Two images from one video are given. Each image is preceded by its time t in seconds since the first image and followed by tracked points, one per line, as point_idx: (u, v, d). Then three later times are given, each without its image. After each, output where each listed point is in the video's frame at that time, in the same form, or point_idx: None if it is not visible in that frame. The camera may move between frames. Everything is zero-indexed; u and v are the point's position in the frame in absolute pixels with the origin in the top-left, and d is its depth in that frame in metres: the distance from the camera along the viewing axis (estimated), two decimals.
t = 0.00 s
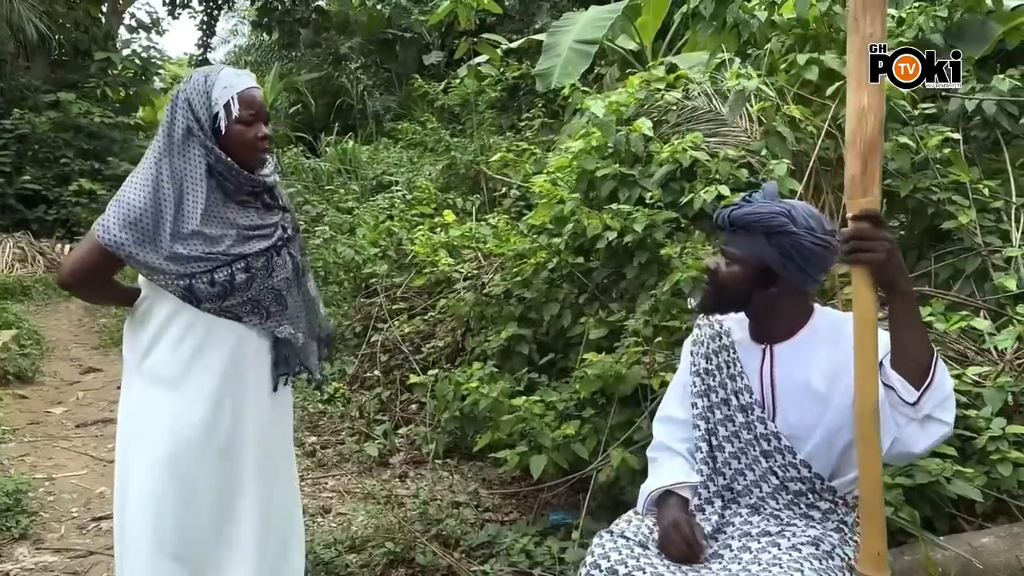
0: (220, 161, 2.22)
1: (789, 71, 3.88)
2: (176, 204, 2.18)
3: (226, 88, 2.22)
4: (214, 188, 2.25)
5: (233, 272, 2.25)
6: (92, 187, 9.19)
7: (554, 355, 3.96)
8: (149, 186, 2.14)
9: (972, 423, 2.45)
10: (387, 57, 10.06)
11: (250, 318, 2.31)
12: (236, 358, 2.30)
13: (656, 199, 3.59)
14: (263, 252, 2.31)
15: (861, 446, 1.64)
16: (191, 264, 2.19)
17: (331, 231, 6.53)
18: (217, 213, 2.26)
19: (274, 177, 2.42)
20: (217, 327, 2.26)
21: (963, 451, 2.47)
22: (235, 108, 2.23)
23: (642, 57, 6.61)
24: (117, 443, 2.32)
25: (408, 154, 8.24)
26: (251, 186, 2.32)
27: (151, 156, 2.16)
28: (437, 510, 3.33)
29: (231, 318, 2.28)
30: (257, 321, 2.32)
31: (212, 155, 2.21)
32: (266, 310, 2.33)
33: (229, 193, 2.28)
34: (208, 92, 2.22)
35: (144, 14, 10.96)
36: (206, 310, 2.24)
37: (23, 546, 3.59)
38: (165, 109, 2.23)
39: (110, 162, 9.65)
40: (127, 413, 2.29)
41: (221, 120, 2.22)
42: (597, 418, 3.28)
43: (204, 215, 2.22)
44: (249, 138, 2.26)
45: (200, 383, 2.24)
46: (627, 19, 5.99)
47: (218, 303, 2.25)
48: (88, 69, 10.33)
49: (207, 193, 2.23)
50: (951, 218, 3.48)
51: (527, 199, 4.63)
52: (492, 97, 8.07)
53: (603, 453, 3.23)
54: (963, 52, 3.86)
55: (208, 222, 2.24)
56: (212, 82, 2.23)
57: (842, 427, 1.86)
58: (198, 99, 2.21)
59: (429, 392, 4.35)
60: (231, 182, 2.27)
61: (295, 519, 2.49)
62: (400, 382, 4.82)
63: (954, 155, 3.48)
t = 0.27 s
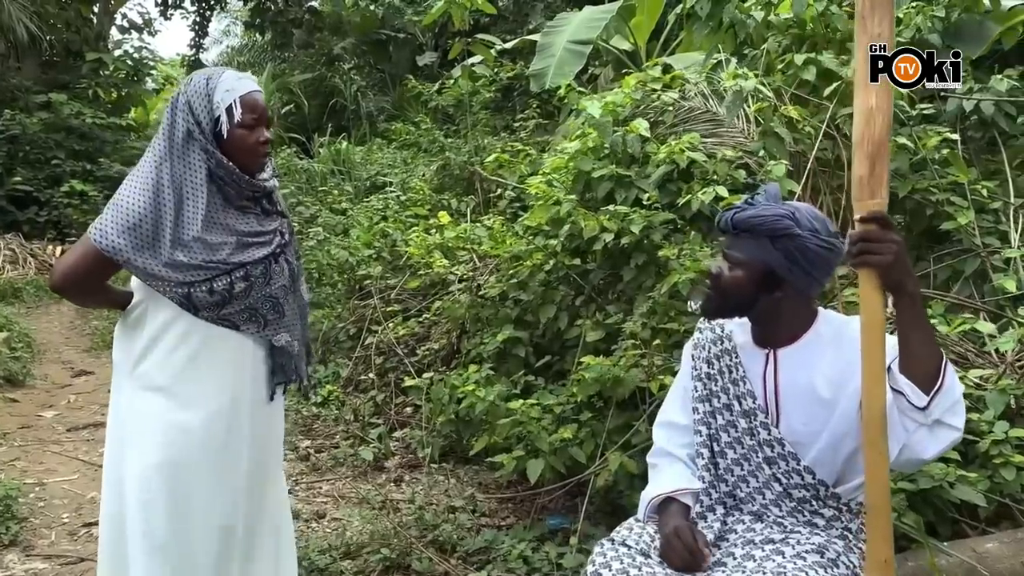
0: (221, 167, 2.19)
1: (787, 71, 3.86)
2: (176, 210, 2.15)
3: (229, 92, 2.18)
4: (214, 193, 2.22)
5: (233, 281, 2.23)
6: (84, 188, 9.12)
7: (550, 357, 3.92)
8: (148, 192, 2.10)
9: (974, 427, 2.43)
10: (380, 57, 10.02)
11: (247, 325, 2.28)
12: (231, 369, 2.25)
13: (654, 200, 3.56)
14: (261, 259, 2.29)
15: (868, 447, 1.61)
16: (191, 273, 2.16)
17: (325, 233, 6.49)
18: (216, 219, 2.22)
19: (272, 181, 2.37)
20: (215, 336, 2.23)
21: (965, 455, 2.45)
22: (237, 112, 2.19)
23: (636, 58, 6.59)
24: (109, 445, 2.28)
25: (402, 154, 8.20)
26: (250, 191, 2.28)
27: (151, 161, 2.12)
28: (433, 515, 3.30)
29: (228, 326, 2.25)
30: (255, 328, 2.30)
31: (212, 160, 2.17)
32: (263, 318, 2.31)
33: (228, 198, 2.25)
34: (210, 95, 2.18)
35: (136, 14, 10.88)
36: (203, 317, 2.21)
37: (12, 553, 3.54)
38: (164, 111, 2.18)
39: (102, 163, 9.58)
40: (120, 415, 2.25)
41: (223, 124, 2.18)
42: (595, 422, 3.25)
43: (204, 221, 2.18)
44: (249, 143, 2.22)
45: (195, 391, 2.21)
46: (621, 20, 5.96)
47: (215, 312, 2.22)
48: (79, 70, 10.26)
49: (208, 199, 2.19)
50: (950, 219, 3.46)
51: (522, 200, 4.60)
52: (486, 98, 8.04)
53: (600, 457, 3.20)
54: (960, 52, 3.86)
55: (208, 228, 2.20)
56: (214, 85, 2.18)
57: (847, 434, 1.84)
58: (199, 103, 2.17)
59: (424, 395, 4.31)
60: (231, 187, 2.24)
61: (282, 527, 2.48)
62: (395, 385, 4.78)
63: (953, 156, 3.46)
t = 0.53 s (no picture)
0: (220, 170, 2.16)
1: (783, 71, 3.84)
2: (173, 213, 2.11)
3: (229, 94, 2.15)
4: (212, 196, 2.19)
5: (230, 286, 2.20)
6: (75, 189, 9.05)
7: (546, 360, 3.89)
8: (145, 194, 2.07)
9: (975, 430, 2.41)
10: (374, 57, 9.98)
11: (243, 331, 2.26)
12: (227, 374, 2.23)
13: (651, 201, 3.54)
14: (258, 264, 2.27)
15: (874, 451, 1.60)
16: (189, 277, 2.13)
17: (318, 234, 6.44)
18: (213, 223, 2.19)
19: (270, 183, 2.35)
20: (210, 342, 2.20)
21: (966, 459, 2.43)
22: (238, 114, 2.16)
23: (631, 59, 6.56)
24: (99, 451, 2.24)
25: (396, 155, 8.16)
26: (248, 194, 2.25)
27: (149, 162, 2.08)
28: (428, 519, 3.27)
29: (225, 331, 2.23)
30: (251, 333, 2.28)
31: (211, 162, 2.14)
32: (260, 323, 2.29)
33: (226, 201, 2.22)
34: (210, 96, 2.15)
35: (128, 13, 10.80)
36: (199, 322, 2.18)
37: (2, 559, 3.49)
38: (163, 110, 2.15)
39: (94, 164, 9.51)
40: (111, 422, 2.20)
41: (223, 126, 2.15)
42: (592, 425, 3.23)
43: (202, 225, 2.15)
44: (249, 146, 2.20)
45: (191, 396, 2.18)
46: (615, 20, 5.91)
47: (212, 316, 2.19)
48: (71, 70, 10.19)
49: (206, 202, 2.16)
50: (948, 221, 3.45)
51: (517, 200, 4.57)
52: (481, 99, 8.01)
53: (597, 461, 3.17)
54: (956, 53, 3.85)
55: (206, 232, 2.18)
56: (214, 86, 2.15)
57: (849, 439, 1.83)
58: (198, 104, 2.13)
59: (419, 397, 4.28)
60: (229, 189, 2.21)
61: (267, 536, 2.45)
62: (389, 387, 4.75)
63: (950, 157, 3.44)
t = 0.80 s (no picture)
0: (214, 170, 2.12)
1: (778, 71, 3.83)
2: (167, 214, 2.08)
3: (225, 94, 2.12)
4: (207, 196, 2.16)
5: (224, 288, 2.17)
6: (67, 189, 8.99)
7: (541, 361, 3.87)
8: (138, 194, 2.04)
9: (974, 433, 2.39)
10: (367, 57, 9.95)
11: (237, 334, 2.22)
12: (220, 378, 2.19)
13: (647, 202, 3.52)
14: (253, 266, 2.24)
15: (876, 457, 1.59)
16: (181, 279, 2.10)
17: (312, 234, 6.41)
18: (207, 224, 2.16)
19: (265, 184, 2.31)
20: (205, 345, 2.16)
21: (965, 462, 2.42)
22: (234, 115, 2.13)
23: (626, 59, 6.55)
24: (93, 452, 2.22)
25: (390, 155, 8.12)
26: (243, 195, 2.22)
27: (142, 162, 2.05)
28: (422, 523, 3.25)
29: (219, 334, 2.19)
30: (246, 336, 2.24)
31: (206, 163, 2.11)
32: (255, 325, 2.25)
33: (220, 202, 2.19)
34: (206, 96, 2.11)
35: (121, 13, 10.74)
36: (193, 325, 2.14)
37: None
38: (157, 109, 2.11)
39: (86, 164, 9.45)
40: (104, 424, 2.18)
41: (219, 126, 2.12)
42: (588, 428, 3.21)
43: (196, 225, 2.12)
44: (246, 146, 2.16)
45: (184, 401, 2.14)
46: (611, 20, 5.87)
47: (206, 319, 2.16)
48: (63, 69, 10.12)
49: (200, 203, 2.13)
50: (945, 222, 3.44)
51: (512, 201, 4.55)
52: (475, 99, 7.99)
53: (594, 464, 3.15)
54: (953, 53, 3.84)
55: (200, 233, 2.14)
56: (211, 86, 2.12)
57: (850, 444, 1.81)
58: (194, 104, 2.10)
59: (414, 399, 4.26)
60: (224, 190, 2.17)
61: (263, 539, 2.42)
62: (384, 389, 4.72)
63: (947, 158, 3.43)
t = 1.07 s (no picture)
0: (204, 170, 2.10)
1: (774, 72, 3.81)
2: (156, 214, 2.05)
3: (215, 92, 2.10)
4: (197, 196, 2.13)
5: (215, 288, 2.14)
6: (58, 189, 8.94)
7: (536, 363, 3.85)
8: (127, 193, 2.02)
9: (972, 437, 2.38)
10: (361, 57, 9.91)
11: (228, 335, 2.19)
12: (212, 380, 2.17)
13: (642, 204, 3.51)
14: (245, 266, 2.21)
15: (875, 463, 1.58)
16: (172, 279, 2.07)
17: (305, 235, 6.38)
18: (197, 224, 2.13)
19: (256, 185, 2.29)
20: (197, 346, 2.14)
21: (962, 466, 2.41)
22: (223, 114, 2.11)
23: (620, 60, 6.53)
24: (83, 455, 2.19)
25: (383, 155, 8.09)
26: (234, 195, 2.19)
27: (132, 161, 2.03)
28: (416, 527, 3.22)
29: (210, 335, 2.16)
30: (237, 337, 2.20)
31: (196, 162, 2.09)
32: (247, 327, 2.22)
33: (210, 202, 2.16)
34: (195, 96, 2.09)
35: (113, 12, 10.67)
36: (183, 326, 2.11)
37: None
38: (147, 108, 2.09)
39: (78, 164, 9.41)
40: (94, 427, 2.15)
41: (207, 126, 2.10)
42: (583, 431, 3.19)
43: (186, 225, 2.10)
44: (236, 145, 2.14)
45: (176, 403, 2.12)
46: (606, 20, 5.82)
47: (196, 320, 2.13)
48: (54, 69, 10.06)
49: (190, 203, 2.10)
50: (940, 224, 3.43)
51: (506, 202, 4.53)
52: (468, 99, 7.96)
53: (589, 467, 3.13)
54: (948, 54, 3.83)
55: (190, 233, 2.11)
56: (201, 85, 2.10)
57: (848, 448, 1.80)
58: (183, 103, 2.08)
59: (407, 402, 4.23)
60: (213, 190, 2.15)
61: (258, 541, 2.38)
62: (377, 391, 4.70)
63: (943, 160, 3.42)
